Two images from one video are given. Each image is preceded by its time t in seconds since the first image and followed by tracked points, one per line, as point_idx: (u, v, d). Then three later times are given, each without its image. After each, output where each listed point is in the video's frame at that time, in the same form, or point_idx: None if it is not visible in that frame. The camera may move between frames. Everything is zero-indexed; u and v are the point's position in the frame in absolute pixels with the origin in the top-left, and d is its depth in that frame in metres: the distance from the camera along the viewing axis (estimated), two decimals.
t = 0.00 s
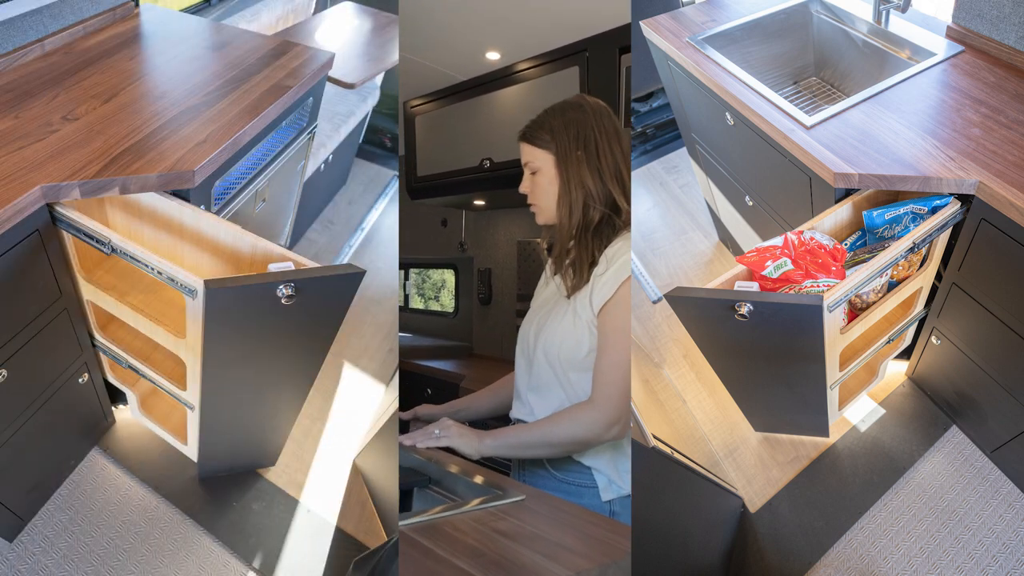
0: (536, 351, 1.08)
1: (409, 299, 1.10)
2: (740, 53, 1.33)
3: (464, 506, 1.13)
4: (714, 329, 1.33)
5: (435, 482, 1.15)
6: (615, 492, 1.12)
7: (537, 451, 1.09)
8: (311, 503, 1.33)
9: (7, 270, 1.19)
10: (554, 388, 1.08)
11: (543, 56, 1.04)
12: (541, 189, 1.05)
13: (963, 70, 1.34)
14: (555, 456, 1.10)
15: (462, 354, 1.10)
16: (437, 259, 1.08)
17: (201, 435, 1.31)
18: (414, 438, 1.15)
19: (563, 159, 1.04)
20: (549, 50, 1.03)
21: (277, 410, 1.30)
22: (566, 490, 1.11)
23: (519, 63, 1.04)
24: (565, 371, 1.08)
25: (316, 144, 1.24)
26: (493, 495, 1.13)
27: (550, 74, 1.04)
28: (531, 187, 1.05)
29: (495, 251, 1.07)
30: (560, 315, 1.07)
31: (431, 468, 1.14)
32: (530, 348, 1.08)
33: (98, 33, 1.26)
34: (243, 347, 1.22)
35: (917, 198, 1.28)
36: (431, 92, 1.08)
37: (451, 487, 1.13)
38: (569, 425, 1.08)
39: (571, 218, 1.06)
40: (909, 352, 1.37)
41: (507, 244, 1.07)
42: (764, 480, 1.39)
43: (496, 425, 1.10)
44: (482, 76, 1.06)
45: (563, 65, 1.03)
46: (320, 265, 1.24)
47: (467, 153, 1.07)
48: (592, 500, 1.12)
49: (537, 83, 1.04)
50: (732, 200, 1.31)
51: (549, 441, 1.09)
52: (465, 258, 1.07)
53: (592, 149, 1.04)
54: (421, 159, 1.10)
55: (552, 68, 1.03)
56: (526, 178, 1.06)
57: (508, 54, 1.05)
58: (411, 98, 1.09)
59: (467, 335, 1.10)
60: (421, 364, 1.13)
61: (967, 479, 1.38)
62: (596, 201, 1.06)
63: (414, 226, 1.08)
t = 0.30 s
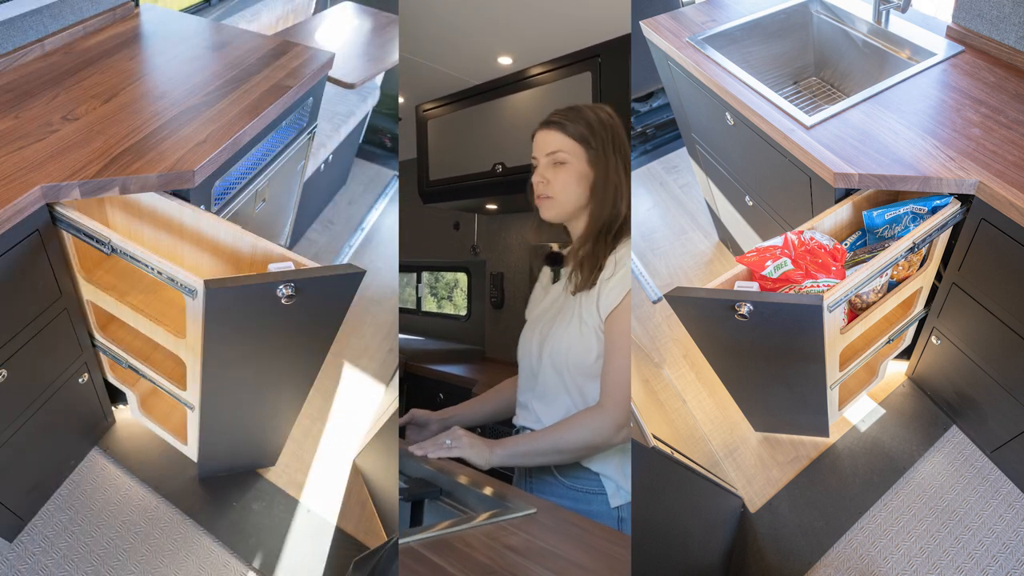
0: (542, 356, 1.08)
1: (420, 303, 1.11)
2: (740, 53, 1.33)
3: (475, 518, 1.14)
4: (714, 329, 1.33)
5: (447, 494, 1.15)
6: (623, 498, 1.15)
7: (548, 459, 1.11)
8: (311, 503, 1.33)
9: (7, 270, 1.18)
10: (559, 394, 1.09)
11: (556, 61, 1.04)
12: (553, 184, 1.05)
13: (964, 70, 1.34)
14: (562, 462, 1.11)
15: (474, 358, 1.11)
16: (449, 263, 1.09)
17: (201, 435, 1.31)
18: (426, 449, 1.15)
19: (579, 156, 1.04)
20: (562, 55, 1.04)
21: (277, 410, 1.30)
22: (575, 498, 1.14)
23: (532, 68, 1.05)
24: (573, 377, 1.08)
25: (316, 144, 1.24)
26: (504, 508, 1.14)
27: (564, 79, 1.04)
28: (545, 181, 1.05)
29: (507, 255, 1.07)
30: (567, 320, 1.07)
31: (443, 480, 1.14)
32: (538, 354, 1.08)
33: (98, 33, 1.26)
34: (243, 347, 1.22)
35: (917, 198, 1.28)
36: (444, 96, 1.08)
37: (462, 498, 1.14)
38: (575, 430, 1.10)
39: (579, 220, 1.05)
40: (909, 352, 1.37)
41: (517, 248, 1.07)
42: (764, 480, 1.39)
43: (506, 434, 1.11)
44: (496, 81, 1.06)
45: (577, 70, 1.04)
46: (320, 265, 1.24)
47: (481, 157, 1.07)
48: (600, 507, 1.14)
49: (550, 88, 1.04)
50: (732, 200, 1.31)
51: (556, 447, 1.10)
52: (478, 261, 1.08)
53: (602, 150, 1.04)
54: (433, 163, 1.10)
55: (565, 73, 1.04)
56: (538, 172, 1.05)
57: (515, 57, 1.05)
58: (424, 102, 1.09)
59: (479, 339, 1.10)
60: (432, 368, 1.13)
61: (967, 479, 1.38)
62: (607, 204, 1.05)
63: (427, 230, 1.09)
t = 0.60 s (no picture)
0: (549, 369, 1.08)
1: (432, 306, 1.13)
2: (740, 53, 1.33)
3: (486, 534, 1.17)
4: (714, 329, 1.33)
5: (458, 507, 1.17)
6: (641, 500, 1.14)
7: (560, 467, 1.11)
8: (311, 503, 1.33)
9: (7, 270, 1.18)
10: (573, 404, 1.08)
11: (569, 67, 1.03)
12: (566, 199, 1.04)
13: (964, 70, 1.34)
14: (579, 470, 1.11)
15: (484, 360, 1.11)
16: (462, 266, 1.09)
17: (201, 435, 1.31)
18: (439, 459, 1.17)
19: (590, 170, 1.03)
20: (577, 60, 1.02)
21: (277, 410, 1.30)
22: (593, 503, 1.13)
23: (545, 73, 1.03)
24: (586, 387, 1.07)
25: (316, 144, 1.24)
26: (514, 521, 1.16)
27: (577, 84, 1.03)
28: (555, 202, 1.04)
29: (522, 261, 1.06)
30: (578, 333, 1.06)
31: (454, 493, 1.17)
32: (547, 370, 1.07)
33: (98, 33, 1.26)
34: (243, 347, 1.22)
35: (917, 198, 1.27)
36: (457, 100, 1.08)
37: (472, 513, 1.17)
38: (594, 437, 1.09)
39: (587, 237, 1.05)
40: (909, 352, 1.37)
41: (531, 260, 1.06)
42: (764, 480, 1.39)
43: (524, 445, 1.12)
44: (508, 86, 1.05)
45: (590, 75, 1.03)
46: (320, 265, 1.24)
47: (493, 161, 1.05)
48: (619, 509, 1.14)
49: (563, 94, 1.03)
50: (732, 200, 1.31)
51: (573, 455, 1.10)
52: (490, 265, 1.08)
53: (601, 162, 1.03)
54: (445, 166, 1.09)
55: (578, 78, 1.03)
56: (545, 188, 1.04)
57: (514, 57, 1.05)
58: (437, 105, 1.09)
59: (492, 342, 1.10)
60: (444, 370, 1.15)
61: (967, 479, 1.38)
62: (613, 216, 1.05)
63: (440, 234, 1.10)
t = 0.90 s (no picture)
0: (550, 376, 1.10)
1: (446, 310, 1.12)
2: (740, 53, 1.32)
3: (498, 546, 1.19)
4: (714, 329, 1.33)
5: (471, 519, 1.20)
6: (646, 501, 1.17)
7: (569, 475, 1.13)
8: (311, 503, 1.33)
9: (7, 270, 1.16)
10: (576, 415, 1.11)
11: (582, 72, 1.04)
12: (569, 206, 1.05)
13: (964, 69, 1.34)
14: (586, 479, 1.14)
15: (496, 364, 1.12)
16: (477, 270, 1.10)
17: (201, 435, 1.31)
18: (450, 470, 1.19)
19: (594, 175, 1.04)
20: (590, 66, 1.03)
21: (277, 410, 1.30)
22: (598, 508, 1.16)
23: (558, 79, 1.04)
24: (590, 398, 1.11)
25: (316, 144, 1.24)
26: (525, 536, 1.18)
27: (592, 89, 1.03)
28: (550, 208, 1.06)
29: (530, 265, 1.08)
30: (582, 338, 1.09)
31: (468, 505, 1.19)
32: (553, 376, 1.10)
33: (98, 33, 1.26)
34: (243, 347, 1.22)
35: (916, 198, 1.26)
36: (470, 105, 1.07)
37: (488, 526, 1.19)
38: (601, 447, 1.12)
39: (586, 242, 1.06)
40: (909, 352, 1.37)
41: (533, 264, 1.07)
42: (764, 479, 1.39)
43: (531, 456, 1.14)
44: (520, 91, 1.05)
45: (603, 81, 1.03)
46: (320, 265, 1.24)
47: (505, 167, 1.06)
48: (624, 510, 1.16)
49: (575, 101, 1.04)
50: (732, 200, 1.31)
51: (580, 464, 1.13)
52: (503, 269, 1.08)
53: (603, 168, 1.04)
54: (457, 170, 1.08)
55: (591, 84, 1.03)
56: (547, 194, 1.06)
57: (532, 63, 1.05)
58: (450, 111, 1.08)
59: (505, 346, 1.11)
60: (456, 377, 1.15)
61: (967, 479, 1.38)
62: (614, 223, 1.05)
63: (451, 238, 1.09)
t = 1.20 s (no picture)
0: (552, 386, 1.09)
1: (458, 311, 1.09)
2: (740, 53, 1.32)
3: (511, 556, 1.17)
4: (714, 329, 1.33)
5: (482, 531, 1.17)
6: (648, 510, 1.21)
7: (582, 484, 1.15)
8: (311, 503, 1.34)
9: (7, 270, 1.16)
10: (581, 424, 1.11)
11: (593, 77, 1.02)
12: (559, 218, 1.04)
13: (964, 69, 1.34)
14: (592, 488, 1.16)
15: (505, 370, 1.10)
16: (488, 272, 1.07)
17: (201, 435, 1.31)
18: (461, 479, 1.15)
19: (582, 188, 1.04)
20: (603, 70, 1.02)
21: (277, 410, 1.30)
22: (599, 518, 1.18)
23: (569, 83, 1.03)
24: (595, 409, 1.11)
25: (316, 144, 1.24)
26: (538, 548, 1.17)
27: (601, 94, 1.03)
28: (537, 212, 1.04)
29: (533, 275, 1.06)
30: (590, 347, 1.08)
31: (479, 516, 1.16)
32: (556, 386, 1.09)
33: (98, 33, 1.25)
34: (244, 346, 1.23)
35: (917, 198, 1.26)
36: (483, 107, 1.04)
37: (499, 536, 1.17)
38: (612, 457, 1.15)
39: (578, 252, 1.05)
40: (909, 352, 1.37)
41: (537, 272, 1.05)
42: (764, 480, 1.39)
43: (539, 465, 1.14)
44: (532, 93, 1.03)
45: (615, 86, 1.02)
46: (320, 265, 1.24)
47: (510, 172, 1.04)
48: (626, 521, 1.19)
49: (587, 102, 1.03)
50: (732, 200, 1.31)
51: (593, 474, 1.15)
52: (514, 274, 1.06)
53: (606, 177, 1.04)
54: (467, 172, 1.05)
55: (604, 88, 1.02)
56: (535, 206, 1.04)
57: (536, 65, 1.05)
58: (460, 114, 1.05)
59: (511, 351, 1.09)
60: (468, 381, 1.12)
61: (967, 479, 1.38)
62: (611, 230, 1.05)
63: (463, 241, 1.07)
